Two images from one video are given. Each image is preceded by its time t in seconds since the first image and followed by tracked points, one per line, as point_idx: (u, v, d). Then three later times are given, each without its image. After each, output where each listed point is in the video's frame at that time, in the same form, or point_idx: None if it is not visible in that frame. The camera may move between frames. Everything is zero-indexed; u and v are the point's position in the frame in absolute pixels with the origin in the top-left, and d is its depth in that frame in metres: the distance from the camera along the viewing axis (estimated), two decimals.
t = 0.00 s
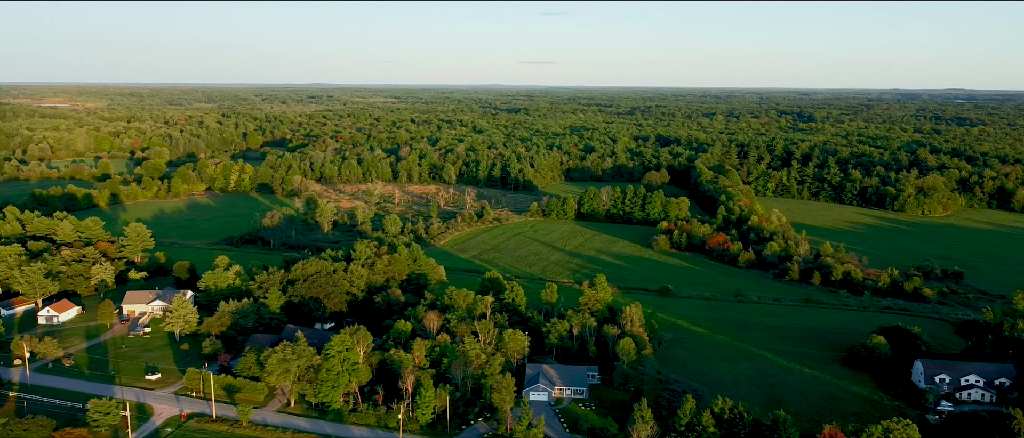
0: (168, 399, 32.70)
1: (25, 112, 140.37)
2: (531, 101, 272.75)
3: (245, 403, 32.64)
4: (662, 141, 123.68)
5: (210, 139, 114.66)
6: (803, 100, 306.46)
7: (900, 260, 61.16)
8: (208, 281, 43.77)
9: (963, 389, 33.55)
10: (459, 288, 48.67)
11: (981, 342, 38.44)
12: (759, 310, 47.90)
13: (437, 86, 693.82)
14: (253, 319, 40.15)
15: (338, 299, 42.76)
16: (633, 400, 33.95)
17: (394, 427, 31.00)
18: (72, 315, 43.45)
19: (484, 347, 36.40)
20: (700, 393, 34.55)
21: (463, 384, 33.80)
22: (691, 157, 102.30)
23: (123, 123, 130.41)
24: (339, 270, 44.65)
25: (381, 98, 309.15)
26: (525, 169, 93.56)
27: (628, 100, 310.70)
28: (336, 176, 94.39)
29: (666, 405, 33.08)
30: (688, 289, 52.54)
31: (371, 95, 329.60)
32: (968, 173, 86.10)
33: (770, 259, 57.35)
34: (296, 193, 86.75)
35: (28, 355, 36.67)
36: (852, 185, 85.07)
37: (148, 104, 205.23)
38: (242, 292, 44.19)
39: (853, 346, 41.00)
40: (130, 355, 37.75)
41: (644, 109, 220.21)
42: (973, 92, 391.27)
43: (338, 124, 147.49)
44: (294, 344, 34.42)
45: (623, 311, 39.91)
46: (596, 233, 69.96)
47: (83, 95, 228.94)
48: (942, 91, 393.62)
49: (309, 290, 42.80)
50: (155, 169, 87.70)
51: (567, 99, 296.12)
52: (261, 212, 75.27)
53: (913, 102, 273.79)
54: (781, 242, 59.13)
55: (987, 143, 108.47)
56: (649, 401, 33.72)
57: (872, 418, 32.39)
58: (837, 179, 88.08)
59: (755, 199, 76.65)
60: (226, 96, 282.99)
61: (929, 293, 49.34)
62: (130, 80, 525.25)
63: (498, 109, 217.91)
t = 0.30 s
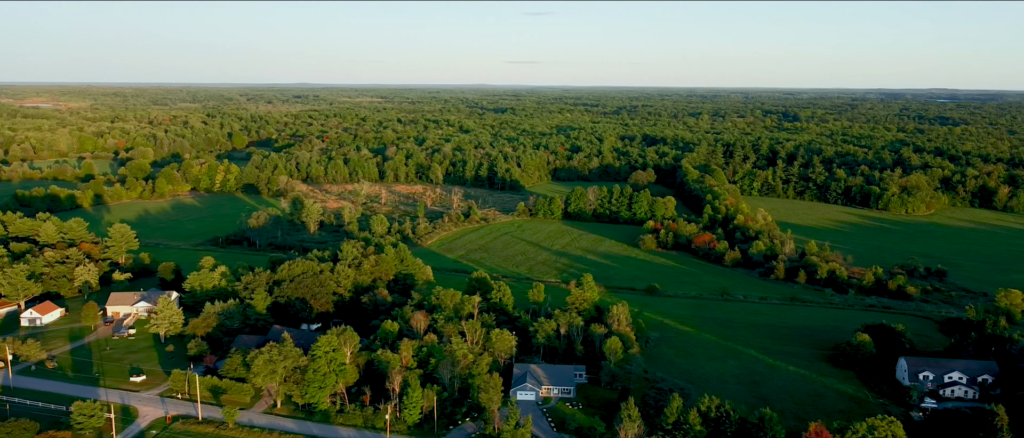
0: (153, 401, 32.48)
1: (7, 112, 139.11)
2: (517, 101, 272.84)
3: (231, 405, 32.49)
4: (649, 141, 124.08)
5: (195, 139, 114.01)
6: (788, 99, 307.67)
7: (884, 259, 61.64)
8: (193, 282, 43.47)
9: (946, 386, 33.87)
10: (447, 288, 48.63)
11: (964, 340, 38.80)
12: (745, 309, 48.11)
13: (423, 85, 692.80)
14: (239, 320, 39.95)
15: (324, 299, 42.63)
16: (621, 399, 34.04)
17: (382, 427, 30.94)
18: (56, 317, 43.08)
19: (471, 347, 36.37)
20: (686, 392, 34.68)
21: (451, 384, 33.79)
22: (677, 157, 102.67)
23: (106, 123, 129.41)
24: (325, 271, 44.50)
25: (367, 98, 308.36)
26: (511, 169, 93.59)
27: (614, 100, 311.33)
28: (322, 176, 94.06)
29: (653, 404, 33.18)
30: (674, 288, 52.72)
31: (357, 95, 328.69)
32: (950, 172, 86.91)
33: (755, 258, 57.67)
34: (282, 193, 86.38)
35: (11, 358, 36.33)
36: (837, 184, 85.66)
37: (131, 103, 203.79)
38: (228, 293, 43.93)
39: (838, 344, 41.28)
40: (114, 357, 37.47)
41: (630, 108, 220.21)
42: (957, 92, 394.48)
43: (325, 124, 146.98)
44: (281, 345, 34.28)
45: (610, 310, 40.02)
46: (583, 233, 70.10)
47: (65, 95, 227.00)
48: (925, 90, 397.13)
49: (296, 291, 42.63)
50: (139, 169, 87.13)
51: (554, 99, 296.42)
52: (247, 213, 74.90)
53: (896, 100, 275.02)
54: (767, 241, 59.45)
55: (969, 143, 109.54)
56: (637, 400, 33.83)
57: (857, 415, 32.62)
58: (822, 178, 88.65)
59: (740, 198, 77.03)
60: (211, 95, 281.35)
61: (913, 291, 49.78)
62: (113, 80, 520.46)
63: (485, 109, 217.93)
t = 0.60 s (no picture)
0: (138, 403, 32.26)
1: None
2: (504, 102, 272.36)
3: (216, 406, 32.33)
4: (635, 140, 124.46)
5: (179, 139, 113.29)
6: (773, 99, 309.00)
7: (869, 257, 62.12)
8: (178, 283, 43.17)
9: (930, 383, 34.15)
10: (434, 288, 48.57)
11: (947, 337, 39.16)
12: (731, 308, 48.33)
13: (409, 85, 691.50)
14: (225, 321, 39.73)
15: (311, 300, 42.46)
16: (608, 398, 34.11)
17: (369, 428, 30.88)
18: (39, 319, 42.69)
19: (459, 347, 36.35)
20: (673, 390, 34.80)
21: (438, 384, 33.75)
22: (663, 156, 102.99)
23: (90, 123, 128.32)
24: (312, 271, 44.31)
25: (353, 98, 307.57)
26: (498, 169, 93.59)
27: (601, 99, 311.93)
28: (308, 176, 93.70)
29: (640, 403, 33.28)
30: (660, 288, 52.90)
31: (344, 95, 327.64)
32: (934, 170, 87.67)
33: (741, 257, 57.99)
34: (267, 193, 85.99)
35: None
36: (822, 183, 86.21)
37: (115, 103, 202.24)
38: (214, 293, 43.68)
39: (823, 342, 41.55)
40: (98, 359, 37.18)
41: (616, 108, 220.81)
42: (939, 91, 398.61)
43: (311, 124, 146.44)
44: (267, 346, 34.13)
45: (597, 309, 40.12)
46: (570, 232, 70.20)
47: (48, 95, 225.01)
48: (908, 89, 399.90)
49: (283, 291, 42.43)
50: (123, 170, 86.49)
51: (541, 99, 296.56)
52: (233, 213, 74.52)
53: (881, 100, 276.04)
54: (753, 240, 59.74)
55: (952, 142, 110.55)
56: (624, 399, 33.92)
57: (842, 413, 32.85)
58: (807, 177, 89.16)
59: (726, 197, 77.36)
60: (195, 95, 279.55)
61: (897, 289, 50.19)
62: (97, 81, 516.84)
63: (472, 108, 217.77)
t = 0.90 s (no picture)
0: (123, 405, 32.03)
1: None
2: (490, 101, 272.49)
3: (202, 408, 32.16)
4: (622, 140, 124.74)
5: (164, 140, 112.51)
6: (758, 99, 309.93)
7: (853, 255, 62.56)
8: (163, 284, 42.87)
9: (914, 380, 34.45)
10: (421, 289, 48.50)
11: (931, 335, 39.51)
12: (717, 306, 48.61)
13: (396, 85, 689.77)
14: (210, 322, 39.50)
15: (297, 301, 42.29)
16: (595, 397, 34.18)
17: (355, 429, 30.80)
18: (21, 321, 42.28)
19: (446, 347, 36.33)
20: (660, 389, 34.91)
21: (425, 384, 33.72)
22: (650, 155, 103.29)
23: (73, 123, 127.15)
24: (298, 272, 44.10)
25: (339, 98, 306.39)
26: (485, 169, 93.56)
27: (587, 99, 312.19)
28: (294, 176, 93.33)
29: (628, 402, 33.36)
30: (647, 287, 53.04)
31: (330, 95, 326.51)
32: (917, 170, 88.34)
33: (727, 256, 58.25)
34: (253, 193, 85.60)
35: None
36: (807, 182, 86.75)
37: (98, 102, 200.54)
38: (199, 294, 43.39)
39: (808, 340, 41.81)
40: (82, 361, 36.88)
41: (603, 108, 220.39)
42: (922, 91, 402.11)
43: (297, 124, 145.83)
44: (253, 347, 33.97)
45: (584, 309, 40.20)
46: (557, 232, 70.31)
47: (30, 95, 222.80)
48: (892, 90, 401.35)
49: (268, 292, 42.22)
50: (107, 170, 85.84)
51: (527, 99, 296.55)
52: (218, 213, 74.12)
53: (865, 99, 277.04)
54: (738, 239, 60.00)
55: (935, 141, 111.51)
56: (611, 398, 34.01)
57: (828, 410, 33.08)
58: (792, 176, 89.65)
59: (712, 196, 77.66)
60: (180, 95, 277.50)
61: (881, 287, 50.56)
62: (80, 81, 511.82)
63: (459, 108, 217.45)
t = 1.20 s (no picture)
0: (108, 407, 31.79)
1: None
2: (477, 100, 272.00)
3: (188, 409, 31.96)
4: (608, 140, 125.05)
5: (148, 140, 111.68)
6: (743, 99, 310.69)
7: (838, 254, 62.99)
8: (147, 285, 42.57)
9: (899, 378, 34.73)
10: (408, 289, 48.42)
11: (915, 333, 39.84)
12: (703, 305, 48.82)
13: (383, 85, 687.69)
14: (196, 323, 39.25)
15: (283, 301, 42.10)
16: (583, 397, 34.23)
17: (343, 429, 30.71)
18: (4, 323, 41.86)
19: (433, 347, 36.28)
20: (647, 388, 35.03)
21: (412, 384, 33.67)
22: (636, 155, 103.57)
23: (56, 123, 125.91)
24: (284, 272, 43.90)
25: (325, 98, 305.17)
26: (472, 168, 93.52)
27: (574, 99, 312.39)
28: (280, 176, 92.89)
29: (615, 401, 33.44)
30: (634, 286, 53.16)
31: (316, 95, 325.09)
32: (901, 169, 89.04)
33: (713, 255, 58.48)
34: (238, 194, 85.17)
35: None
36: (792, 182, 87.30)
37: (81, 102, 198.77)
38: (184, 296, 43.10)
39: (794, 339, 42.05)
40: (66, 363, 36.56)
41: (590, 107, 219.75)
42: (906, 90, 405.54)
43: (282, 124, 145.13)
44: (238, 348, 33.78)
45: (571, 308, 40.26)
46: (544, 231, 70.38)
47: (11, 95, 220.46)
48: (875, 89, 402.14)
49: (255, 293, 42.01)
50: (90, 170, 85.14)
51: (514, 99, 296.40)
52: (203, 214, 73.69)
53: (849, 98, 277.97)
54: (724, 238, 60.23)
55: (918, 140, 112.47)
56: (598, 397, 34.08)
57: (814, 408, 33.29)
58: (778, 176, 90.15)
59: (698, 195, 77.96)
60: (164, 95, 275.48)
61: (866, 285, 50.91)
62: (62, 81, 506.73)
63: (445, 108, 217.16)
